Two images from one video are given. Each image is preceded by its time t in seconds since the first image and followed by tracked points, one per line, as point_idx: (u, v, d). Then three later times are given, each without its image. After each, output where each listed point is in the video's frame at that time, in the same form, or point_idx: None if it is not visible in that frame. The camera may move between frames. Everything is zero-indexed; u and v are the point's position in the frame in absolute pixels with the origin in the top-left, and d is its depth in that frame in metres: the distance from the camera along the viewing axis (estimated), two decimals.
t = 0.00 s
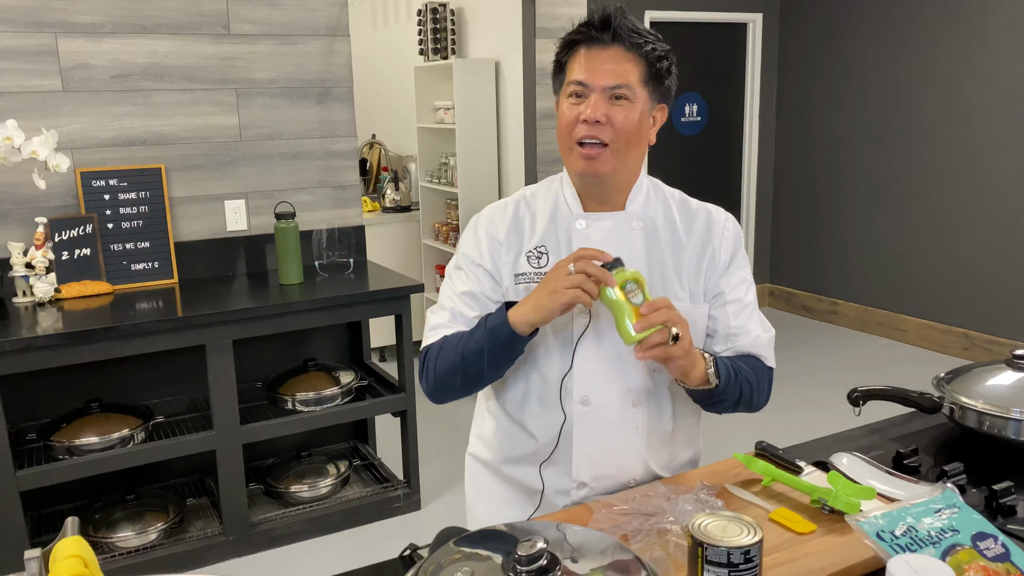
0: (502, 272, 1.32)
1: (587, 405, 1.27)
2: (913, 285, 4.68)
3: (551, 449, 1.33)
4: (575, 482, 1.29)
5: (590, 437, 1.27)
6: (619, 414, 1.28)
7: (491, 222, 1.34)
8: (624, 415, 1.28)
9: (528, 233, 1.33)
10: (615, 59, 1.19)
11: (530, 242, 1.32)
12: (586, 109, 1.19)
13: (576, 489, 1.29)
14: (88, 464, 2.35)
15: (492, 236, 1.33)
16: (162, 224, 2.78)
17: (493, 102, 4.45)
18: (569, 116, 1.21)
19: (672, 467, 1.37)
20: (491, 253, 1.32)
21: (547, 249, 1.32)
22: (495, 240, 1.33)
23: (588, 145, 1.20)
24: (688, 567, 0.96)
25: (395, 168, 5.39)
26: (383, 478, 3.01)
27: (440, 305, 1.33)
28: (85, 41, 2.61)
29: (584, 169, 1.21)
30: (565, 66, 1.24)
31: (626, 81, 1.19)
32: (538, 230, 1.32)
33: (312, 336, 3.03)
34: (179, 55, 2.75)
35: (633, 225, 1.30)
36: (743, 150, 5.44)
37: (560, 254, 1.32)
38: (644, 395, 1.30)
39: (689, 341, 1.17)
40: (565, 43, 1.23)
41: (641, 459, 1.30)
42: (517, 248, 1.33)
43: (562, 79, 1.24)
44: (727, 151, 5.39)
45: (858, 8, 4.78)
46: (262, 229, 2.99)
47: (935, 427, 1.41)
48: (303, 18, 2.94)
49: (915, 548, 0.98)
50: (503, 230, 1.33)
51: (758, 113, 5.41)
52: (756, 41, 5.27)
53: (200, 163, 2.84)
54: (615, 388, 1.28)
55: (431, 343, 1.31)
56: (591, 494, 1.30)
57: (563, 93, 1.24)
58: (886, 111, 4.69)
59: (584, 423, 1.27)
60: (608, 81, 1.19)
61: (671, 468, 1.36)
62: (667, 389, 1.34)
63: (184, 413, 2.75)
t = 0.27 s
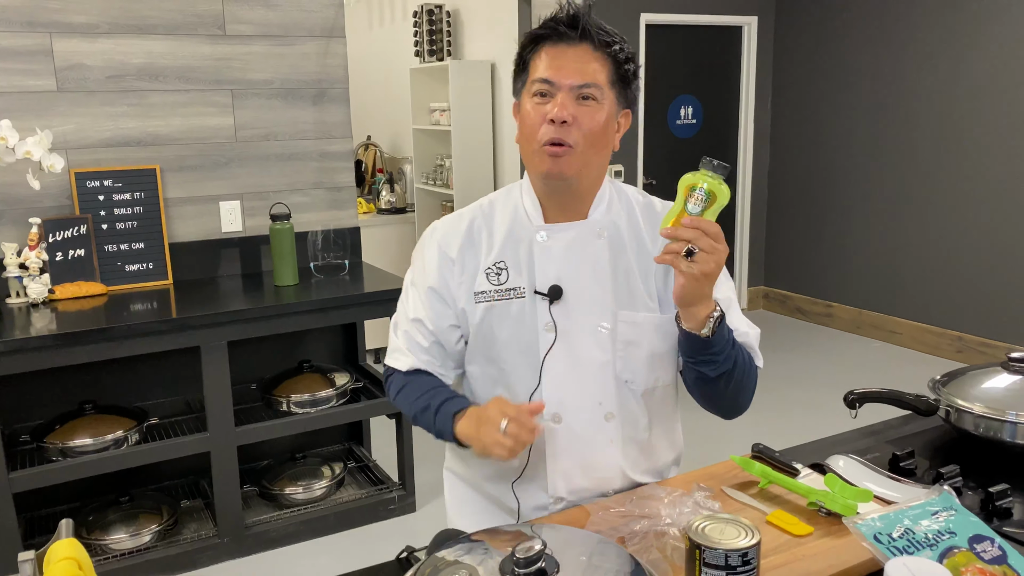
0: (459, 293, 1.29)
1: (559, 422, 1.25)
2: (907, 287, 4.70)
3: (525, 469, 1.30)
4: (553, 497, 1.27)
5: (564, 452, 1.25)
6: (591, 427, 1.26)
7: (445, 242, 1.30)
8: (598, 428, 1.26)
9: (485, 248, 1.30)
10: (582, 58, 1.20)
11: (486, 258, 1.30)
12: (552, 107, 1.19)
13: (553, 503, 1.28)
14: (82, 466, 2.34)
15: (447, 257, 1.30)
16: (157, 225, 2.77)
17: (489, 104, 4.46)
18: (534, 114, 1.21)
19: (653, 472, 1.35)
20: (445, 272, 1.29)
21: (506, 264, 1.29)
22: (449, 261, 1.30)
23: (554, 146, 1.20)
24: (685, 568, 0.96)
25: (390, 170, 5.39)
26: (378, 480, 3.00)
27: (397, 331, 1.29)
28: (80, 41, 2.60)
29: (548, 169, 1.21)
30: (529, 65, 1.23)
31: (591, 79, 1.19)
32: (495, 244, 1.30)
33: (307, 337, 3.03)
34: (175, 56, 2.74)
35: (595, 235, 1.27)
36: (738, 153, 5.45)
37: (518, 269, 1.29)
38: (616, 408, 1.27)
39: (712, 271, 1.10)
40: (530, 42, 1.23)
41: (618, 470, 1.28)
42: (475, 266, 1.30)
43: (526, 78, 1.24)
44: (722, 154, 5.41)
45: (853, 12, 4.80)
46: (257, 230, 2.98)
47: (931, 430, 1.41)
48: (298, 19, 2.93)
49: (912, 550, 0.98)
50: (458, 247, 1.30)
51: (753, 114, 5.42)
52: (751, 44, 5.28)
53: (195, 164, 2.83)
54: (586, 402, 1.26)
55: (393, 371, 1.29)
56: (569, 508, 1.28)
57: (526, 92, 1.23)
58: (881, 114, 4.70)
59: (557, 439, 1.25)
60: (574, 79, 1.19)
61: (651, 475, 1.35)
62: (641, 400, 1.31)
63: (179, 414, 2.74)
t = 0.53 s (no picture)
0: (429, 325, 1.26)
1: (545, 449, 1.23)
2: (899, 290, 4.72)
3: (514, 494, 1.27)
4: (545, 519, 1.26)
5: (551, 477, 1.24)
6: (576, 451, 1.24)
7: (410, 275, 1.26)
8: (583, 452, 1.24)
9: (456, 277, 1.26)
10: (543, 80, 1.14)
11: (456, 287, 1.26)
12: (514, 135, 1.14)
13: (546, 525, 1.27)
14: (75, 468, 2.33)
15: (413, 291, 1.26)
16: (151, 227, 2.77)
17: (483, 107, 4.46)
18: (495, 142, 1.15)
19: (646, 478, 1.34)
20: (412, 305, 1.26)
21: (477, 292, 1.25)
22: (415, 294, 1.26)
23: (520, 174, 1.15)
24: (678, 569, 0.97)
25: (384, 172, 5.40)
26: (373, 482, 2.99)
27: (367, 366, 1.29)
28: (74, 42, 2.59)
29: (513, 197, 1.16)
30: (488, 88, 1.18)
31: (552, 102, 1.14)
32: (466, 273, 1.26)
33: (301, 340, 3.02)
34: (169, 57, 2.74)
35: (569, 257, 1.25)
36: (732, 156, 5.47)
37: (491, 297, 1.25)
38: (600, 430, 1.25)
39: (687, 297, 1.09)
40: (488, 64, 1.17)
41: (607, 489, 1.27)
42: (444, 296, 1.26)
43: (486, 102, 1.18)
44: (715, 157, 5.43)
45: (845, 16, 4.83)
46: (252, 232, 2.98)
47: (922, 432, 1.42)
48: (294, 22, 2.93)
49: (904, 553, 0.99)
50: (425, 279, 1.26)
51: (747, 117, 5.44)
52: (745, 48, 5.30)
53: (190, 165, 2.83)
54: (570, 428, 1.23)
55: (363, 402, 1.29)
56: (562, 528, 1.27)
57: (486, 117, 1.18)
58: (874, 118, 4.73)
59: (542, 465, 1.23)
60: (536, 104, 1.14)
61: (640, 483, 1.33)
62: (625, 417, 1.29)
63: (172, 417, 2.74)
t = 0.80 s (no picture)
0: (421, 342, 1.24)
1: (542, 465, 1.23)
2: (892, 292, 4.74)
3: (510, 508, 1.27)
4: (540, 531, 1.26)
5: (547, 492, 1.24)
6: (571, 465, 1.23)
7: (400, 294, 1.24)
8: (578, 466, 1.24)
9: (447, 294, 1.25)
10: (528, 100, 1.11)
11: (446, 304, 1.26)
12: (500, 158, 1.10)
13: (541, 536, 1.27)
14: (67, 471, 2.32)
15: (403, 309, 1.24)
16: (144, 228, 2.76)
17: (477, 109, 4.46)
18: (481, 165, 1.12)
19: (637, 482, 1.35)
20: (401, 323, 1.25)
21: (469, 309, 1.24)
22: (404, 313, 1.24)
23: (508, 197, 1.12)
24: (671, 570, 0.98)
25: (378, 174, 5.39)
26: (366, 484, 2.98)
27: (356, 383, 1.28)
28: (67, 43, 2.58)
29: (501, 222, 1.13)
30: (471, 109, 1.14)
31: (538, 123, 1.11)
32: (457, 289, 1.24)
33: (295, 341, 3.02)
34: (162, 59, 2.73)
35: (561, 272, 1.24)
36: (725, 159, 5.49)
37: (482, 313, 1.25)
38: (596, 443, 1.25)
39: (681, 325, 1.08)
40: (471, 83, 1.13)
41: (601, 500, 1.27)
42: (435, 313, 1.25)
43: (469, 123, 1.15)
44: (708, 160, 5.45)
45: (838, 19, 4.85)
46: (245, 234, 2.97)
47: (915, 435, 1.42)
48: (287, 23, 2.93)
49: (897, 555, 1.00)
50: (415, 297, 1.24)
51: (740, 120, 5.45)
52: (738, 50, 5.32)
53: (183, 167, 2.82)
54: (565, 443, 1.23)
55: (349, 417, 1.30)
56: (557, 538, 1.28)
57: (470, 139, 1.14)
58: (866, 121, 4.75)
59: (538, 481, 1.23)
60: (521, 125, 1.10)
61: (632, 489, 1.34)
62: (620, 428, 1.28)
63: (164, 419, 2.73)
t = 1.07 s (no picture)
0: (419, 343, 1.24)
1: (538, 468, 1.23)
2: (885, 294, 4.76)
3: (503, 511, 1.27)
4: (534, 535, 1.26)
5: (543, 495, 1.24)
6: (567, 469, 1.24)
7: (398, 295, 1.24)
8: (574, 470, 1.24)
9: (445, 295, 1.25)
10: (528, 107, 1.10)
11: (444, 306, 1.25)
12: (501, 165, 1.10)
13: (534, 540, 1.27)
14: (58, 473, 2.31)
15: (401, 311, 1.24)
16: (136, 229, 2.75)
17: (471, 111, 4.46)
18: (482, 172, 1.12)
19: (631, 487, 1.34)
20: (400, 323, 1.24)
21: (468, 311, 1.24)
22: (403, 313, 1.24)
23: (509, 206, 1.12)
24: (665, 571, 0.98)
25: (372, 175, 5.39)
26: (360, 486, 2.98)
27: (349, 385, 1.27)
28: (59, 43, 2.57)
29: (501, 229, 1.13)
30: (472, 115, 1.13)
31: (539, 130, 1.11)
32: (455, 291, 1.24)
33: (288, 343, 3.01)
34: (155, 59, 2.72)
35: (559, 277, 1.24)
36: (719, 161, 5.50)
37: (479, 315, 1.25)
38: (593, 448, 1.26)
39: (682, 332, 1.08)
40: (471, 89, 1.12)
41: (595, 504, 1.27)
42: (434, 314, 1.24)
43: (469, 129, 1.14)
44: (702, 162, 5.46)
45: (831, 22, 4.87)
46: (238, 235, 2.97)
47: (908, 436, 1.43)
48: (281, 24, 2.92)
49: (892, 557, 1.00)
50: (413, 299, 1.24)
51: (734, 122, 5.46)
52: (732, 52, 5.33)
53: (176, 168, 2.81)
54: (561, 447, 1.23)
55: (341, 418, 1.29)
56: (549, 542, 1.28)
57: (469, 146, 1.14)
58: (859, 124, 4.76)
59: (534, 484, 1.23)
60: (522, 133, 1.10)
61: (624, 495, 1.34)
62: (616, 432, 1.29)
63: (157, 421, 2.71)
